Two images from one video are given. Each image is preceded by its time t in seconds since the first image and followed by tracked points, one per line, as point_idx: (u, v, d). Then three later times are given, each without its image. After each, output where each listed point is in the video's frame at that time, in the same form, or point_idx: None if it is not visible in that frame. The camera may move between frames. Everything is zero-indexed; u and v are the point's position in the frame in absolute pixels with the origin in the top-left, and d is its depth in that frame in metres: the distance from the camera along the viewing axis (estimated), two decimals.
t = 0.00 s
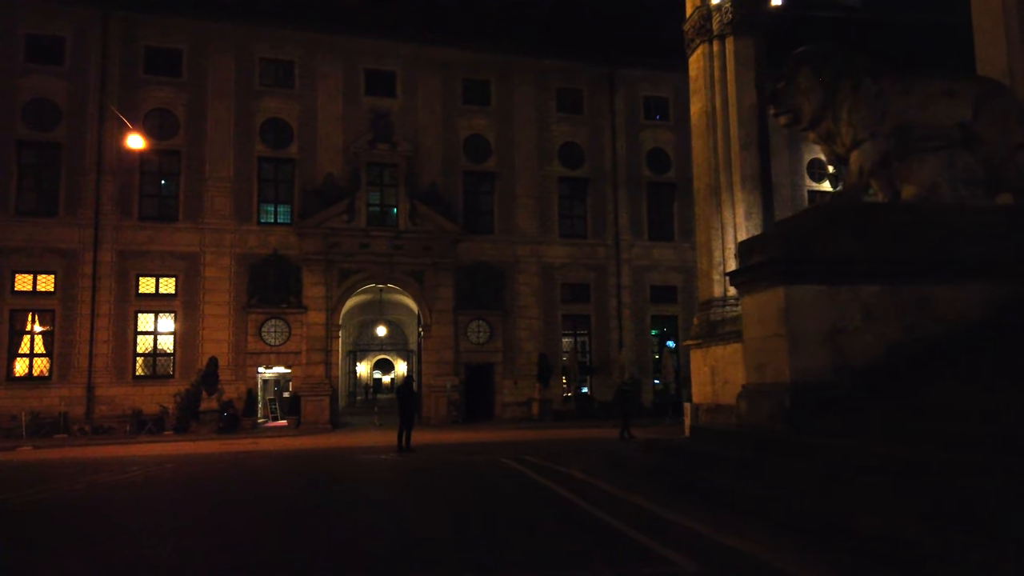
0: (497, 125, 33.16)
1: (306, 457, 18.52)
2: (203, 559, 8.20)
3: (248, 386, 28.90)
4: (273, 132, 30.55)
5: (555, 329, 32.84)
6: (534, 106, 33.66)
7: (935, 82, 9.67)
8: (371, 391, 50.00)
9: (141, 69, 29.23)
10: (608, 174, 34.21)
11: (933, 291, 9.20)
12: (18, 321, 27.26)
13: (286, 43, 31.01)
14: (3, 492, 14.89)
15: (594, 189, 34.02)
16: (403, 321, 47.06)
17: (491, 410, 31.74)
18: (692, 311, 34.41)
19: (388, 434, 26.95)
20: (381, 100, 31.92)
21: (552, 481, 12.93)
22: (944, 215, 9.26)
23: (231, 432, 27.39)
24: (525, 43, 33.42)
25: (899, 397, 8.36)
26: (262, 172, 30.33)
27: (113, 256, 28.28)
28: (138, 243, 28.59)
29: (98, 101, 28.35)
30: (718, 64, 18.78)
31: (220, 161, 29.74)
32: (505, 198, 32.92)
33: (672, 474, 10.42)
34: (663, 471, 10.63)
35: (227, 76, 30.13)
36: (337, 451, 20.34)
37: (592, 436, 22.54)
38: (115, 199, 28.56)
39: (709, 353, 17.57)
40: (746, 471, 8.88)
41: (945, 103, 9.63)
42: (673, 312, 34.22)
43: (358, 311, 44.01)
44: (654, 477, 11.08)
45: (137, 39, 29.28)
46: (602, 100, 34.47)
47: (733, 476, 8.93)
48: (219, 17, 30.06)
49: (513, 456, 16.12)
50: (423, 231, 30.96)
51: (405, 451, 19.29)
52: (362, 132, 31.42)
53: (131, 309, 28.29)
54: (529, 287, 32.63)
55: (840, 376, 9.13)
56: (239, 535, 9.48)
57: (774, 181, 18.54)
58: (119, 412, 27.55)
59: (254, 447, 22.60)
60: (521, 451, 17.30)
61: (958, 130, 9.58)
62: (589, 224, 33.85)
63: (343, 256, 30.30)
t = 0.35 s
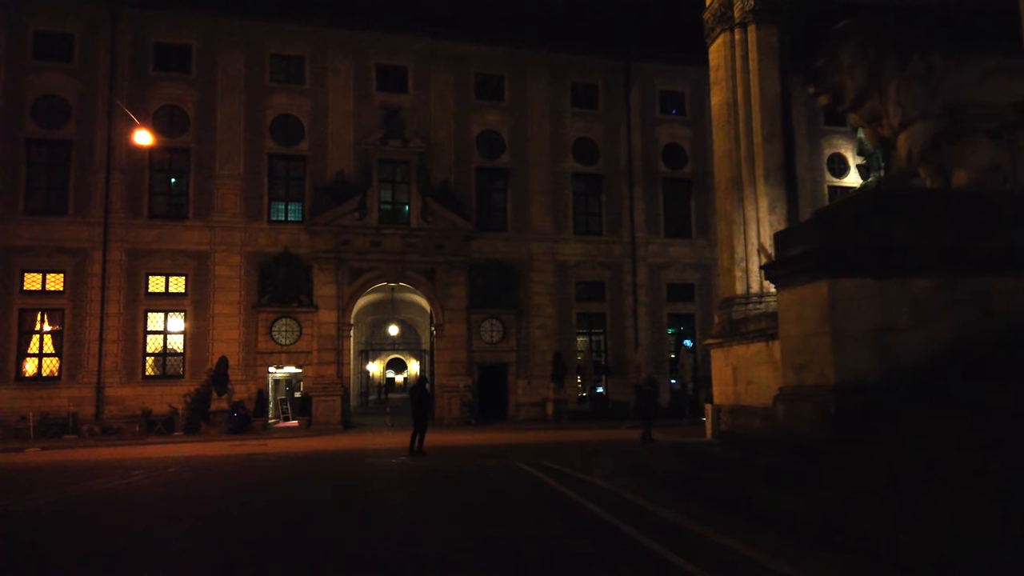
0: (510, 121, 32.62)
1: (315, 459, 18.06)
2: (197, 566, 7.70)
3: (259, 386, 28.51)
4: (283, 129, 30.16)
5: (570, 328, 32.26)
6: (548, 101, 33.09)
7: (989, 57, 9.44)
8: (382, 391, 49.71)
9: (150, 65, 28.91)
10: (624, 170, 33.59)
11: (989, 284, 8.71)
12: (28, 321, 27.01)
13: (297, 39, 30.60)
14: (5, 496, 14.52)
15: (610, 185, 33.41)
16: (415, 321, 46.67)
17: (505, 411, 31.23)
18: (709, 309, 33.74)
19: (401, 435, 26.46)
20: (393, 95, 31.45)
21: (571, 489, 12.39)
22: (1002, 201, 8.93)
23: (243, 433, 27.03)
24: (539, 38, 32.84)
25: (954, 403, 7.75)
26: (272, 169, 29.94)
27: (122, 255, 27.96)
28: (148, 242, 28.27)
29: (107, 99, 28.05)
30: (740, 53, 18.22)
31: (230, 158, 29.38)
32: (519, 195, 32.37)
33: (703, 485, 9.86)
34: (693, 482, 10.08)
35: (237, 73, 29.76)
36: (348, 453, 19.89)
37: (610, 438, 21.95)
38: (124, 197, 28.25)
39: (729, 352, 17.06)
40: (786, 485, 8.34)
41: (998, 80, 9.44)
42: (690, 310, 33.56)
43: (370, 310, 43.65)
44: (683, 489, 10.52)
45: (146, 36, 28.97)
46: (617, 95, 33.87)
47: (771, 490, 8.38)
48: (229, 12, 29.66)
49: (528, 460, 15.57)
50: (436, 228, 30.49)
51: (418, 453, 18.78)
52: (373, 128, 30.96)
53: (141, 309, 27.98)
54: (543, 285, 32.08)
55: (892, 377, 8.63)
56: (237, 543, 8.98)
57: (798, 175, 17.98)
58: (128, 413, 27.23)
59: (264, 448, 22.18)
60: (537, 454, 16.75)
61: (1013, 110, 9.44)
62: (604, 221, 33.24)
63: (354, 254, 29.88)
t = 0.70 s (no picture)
0: (523, 121, 32.11)
1: (325, 469, 17.52)
2: None
3: (269, 391, 28.07)
4: (293, 130, 29.78)
5: (585, 332, 31.64)
6: (562, 100, 32.56)
7: None
8: (394, 395, 49.32)
9: (160, 67, 28.62)
10: (639, 170, 32.99)
11: None
12: (35, 326, 26.66)
13: (307, 39, 30.23)
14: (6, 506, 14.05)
15: (625, 187, 32.82)
16: (427, 324, 46.24)
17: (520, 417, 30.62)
18: (727, 312, 33.05)
19: (413, 441, 25.90)
20: (404, 96, 31.02)
21: (593, 503, 11.81)
22: None
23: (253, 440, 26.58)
24: (553, 37, 32.33)
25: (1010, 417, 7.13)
26: (283, 171, 29.56)
27: (131, 259, 27.61)
28: (157, 245, 27.92)
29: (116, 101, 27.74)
30: (763, 47, 17.68)
31: (240, 161, 29.01)
32: (533, 196, 31.82)
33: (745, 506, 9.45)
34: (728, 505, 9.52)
35: (247, 74, 29.43)
36: (359, 462, 19.33)
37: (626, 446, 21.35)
38: (133, 200, 27.91)
39: (760, 356, 16.55)
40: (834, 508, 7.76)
41: None
42: (708, 313, 32.88)
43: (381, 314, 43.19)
44: (715, 508, 9.93)
45: (155, 37, 28.68)
46: (631, 95, 33.30)
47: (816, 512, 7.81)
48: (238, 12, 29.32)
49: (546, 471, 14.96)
50: (448, 231, 29.98)
51: (432, 461, 18.20)
52: (384, 130, 30.52)
53: (150, 313, 27.60)
54: (557, 288, 31.50)
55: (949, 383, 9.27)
56: (240, 559, 8.42)
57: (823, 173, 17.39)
58: (137, 419, 26.81)
59: (273, 455, 21.64)
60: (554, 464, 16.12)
61: None
62: (619, 223, 32.64)
63: (365, 257, 29.43)
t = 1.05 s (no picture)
0: (542, 123, 31.59)
1: (342, 478, 17.08)
2: None
3: (286, 398, 27.69)
4: (310, 133, 29.46)
5: (606, 337, 31.00)
6: (582, 101, 32.02)
7: None
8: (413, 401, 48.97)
9: (176, 70, 28.43)
10: (660, 172, 32.36)
11: None
12: (52, 332, 26.48)
13: (324, 41, 29.94)
14: (17, 514, 13.72)
15: (646, 189, 32.19)
16: (445, 330, 45.82)
17: (540, 423, 30.02)
18: (752, 316, 32.30)
19: (432, 449, 25.41)
20: (422, 98, 30.62)
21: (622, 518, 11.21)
22: None
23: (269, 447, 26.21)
24: (573, 37, 31.82)
25: None
26: (300, 175, 29.24)
27: (147, 263, 27.37)
28: (173, 249, 27.66)
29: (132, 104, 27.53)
30: (793, 40, 17.08)
31: (256, 164, 28.73)
32: (552, 199, 31.27)
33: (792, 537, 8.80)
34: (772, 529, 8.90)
35: (264, 76, 29.17)
36: (377, 470, 18.89)
37: (652, 455, 20.71)
38: (150, 204, 27.69)
39: (792, 362, 16.04)
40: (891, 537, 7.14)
41: None
42: (732, 317, 32.14)
43: (399, 318, 42.84)
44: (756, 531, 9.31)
45: (172, 40, 28.50)
46: (653, 95, 32.70)
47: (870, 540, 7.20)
48: (255, 14, 29.08)
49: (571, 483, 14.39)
50: (466, 234, 29.52)
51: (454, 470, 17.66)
52: (402, 132, 30.13)
53: (167, 318, 27.32)
54: (578, 292, 30.90)
55: None
56: None
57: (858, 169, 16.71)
58: (153, 425, 26.54)
59: (289, 464, 21.23)
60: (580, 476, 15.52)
61: None
62: (641, 225, 32.00)
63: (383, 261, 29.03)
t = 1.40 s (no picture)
0: (562, 123, 31.06)
1: (360, 485, 16.62)
2: None
3: (303, 403, 27.30)
4: (326, 135, 29.14)
5: (628, 340, 30.34)
6: (602, 100, 31.45)
7: None
8: (432, 406, 48.66)
9: (193, 73, 28.25)
10: (682, 172, 31.72)
11: None
12: (69, 336, 26.29)
13: (341, 42, 29.63)
14: (29, 520, 13.38)
15: (668, 189, 31.55)
16: (464, 334, 45.40)
17: (560, 429, 29.41)
18: (778, 319, 31.53)
19: (452, 455, 24.87)
20: (439, 98, 30.19)
21: (652, 529, 10.59)
22: None
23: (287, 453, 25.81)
24: (593, 35, 31.28)
25: None
26: (316, 177, 28.90)
27: (163, 267, 27.11)
28: (189, 252, 27.39)
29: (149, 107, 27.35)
30: (825, 31, 16.48)
31: (273, 167, 28.44)
32: (573, 200, 30.71)
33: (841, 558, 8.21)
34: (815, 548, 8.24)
35: (280, 78, 28.90)
36: (396, 476, 18.40)
37: (677, 462, 20.04)
38: (166, 207, 27.46)
39: (826, 366, 15.57)
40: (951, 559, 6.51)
41: None
42: (757, 320, 31.37)
43: (418, 323, 42.46)
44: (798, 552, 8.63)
45: (189, 42, 28.32)
46: (675, 93, 32.08)
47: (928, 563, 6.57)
48: (271, 15, 28.80)
49: (596, 492, 13.80)
50: (485, 236, 29.03)
51: (477, 478, 17.08)
52: (419, 133, 29.72)
53: (183, 322, 27.02)
54: (599, 295, 30.28)
55: None
56: None
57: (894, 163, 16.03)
58: (170, 430, 26.25)
59: (305, 470, 20.80)
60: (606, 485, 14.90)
61: None
62: (663, 226, 31.34)
63: (401, 264, 28.61)
